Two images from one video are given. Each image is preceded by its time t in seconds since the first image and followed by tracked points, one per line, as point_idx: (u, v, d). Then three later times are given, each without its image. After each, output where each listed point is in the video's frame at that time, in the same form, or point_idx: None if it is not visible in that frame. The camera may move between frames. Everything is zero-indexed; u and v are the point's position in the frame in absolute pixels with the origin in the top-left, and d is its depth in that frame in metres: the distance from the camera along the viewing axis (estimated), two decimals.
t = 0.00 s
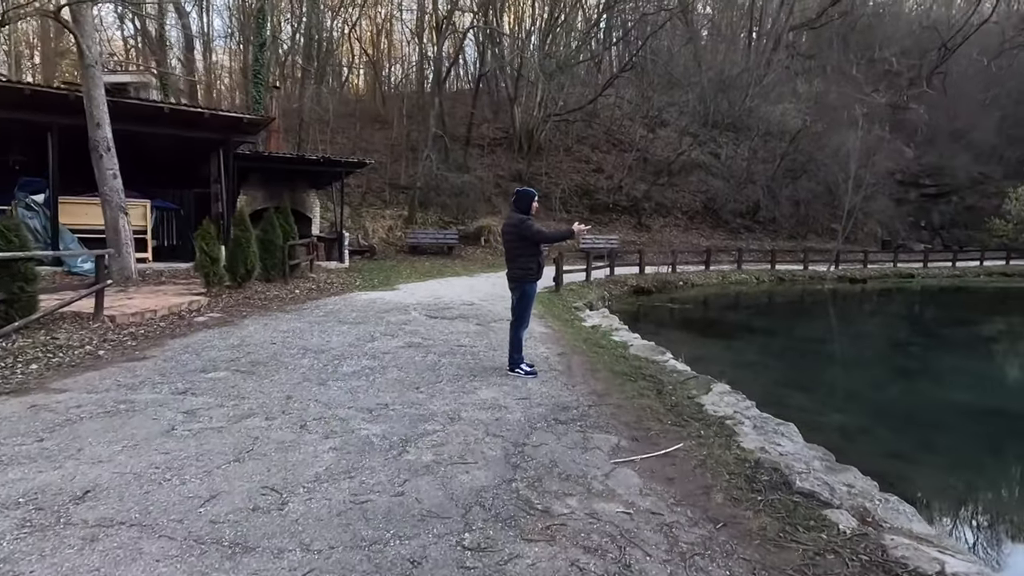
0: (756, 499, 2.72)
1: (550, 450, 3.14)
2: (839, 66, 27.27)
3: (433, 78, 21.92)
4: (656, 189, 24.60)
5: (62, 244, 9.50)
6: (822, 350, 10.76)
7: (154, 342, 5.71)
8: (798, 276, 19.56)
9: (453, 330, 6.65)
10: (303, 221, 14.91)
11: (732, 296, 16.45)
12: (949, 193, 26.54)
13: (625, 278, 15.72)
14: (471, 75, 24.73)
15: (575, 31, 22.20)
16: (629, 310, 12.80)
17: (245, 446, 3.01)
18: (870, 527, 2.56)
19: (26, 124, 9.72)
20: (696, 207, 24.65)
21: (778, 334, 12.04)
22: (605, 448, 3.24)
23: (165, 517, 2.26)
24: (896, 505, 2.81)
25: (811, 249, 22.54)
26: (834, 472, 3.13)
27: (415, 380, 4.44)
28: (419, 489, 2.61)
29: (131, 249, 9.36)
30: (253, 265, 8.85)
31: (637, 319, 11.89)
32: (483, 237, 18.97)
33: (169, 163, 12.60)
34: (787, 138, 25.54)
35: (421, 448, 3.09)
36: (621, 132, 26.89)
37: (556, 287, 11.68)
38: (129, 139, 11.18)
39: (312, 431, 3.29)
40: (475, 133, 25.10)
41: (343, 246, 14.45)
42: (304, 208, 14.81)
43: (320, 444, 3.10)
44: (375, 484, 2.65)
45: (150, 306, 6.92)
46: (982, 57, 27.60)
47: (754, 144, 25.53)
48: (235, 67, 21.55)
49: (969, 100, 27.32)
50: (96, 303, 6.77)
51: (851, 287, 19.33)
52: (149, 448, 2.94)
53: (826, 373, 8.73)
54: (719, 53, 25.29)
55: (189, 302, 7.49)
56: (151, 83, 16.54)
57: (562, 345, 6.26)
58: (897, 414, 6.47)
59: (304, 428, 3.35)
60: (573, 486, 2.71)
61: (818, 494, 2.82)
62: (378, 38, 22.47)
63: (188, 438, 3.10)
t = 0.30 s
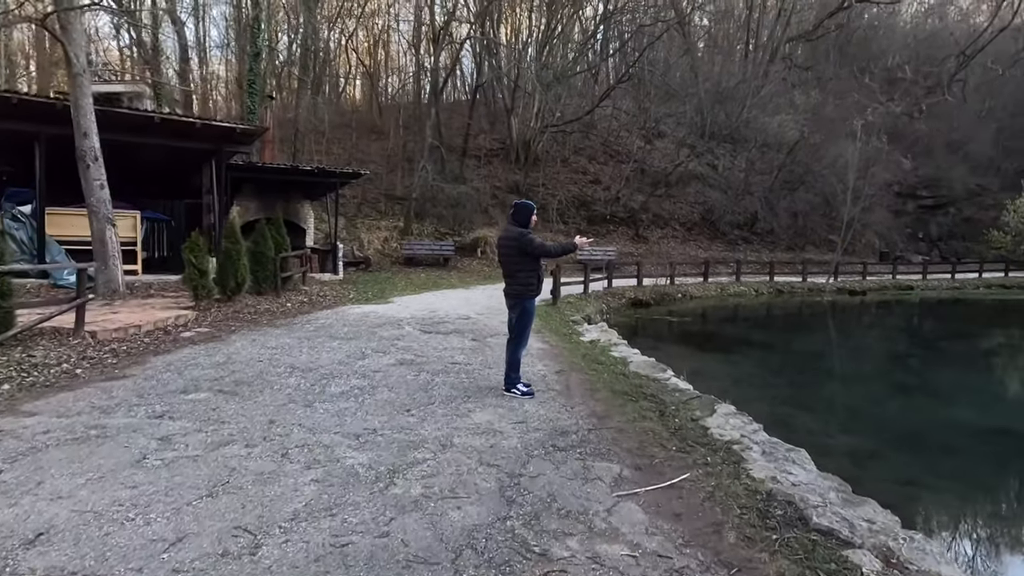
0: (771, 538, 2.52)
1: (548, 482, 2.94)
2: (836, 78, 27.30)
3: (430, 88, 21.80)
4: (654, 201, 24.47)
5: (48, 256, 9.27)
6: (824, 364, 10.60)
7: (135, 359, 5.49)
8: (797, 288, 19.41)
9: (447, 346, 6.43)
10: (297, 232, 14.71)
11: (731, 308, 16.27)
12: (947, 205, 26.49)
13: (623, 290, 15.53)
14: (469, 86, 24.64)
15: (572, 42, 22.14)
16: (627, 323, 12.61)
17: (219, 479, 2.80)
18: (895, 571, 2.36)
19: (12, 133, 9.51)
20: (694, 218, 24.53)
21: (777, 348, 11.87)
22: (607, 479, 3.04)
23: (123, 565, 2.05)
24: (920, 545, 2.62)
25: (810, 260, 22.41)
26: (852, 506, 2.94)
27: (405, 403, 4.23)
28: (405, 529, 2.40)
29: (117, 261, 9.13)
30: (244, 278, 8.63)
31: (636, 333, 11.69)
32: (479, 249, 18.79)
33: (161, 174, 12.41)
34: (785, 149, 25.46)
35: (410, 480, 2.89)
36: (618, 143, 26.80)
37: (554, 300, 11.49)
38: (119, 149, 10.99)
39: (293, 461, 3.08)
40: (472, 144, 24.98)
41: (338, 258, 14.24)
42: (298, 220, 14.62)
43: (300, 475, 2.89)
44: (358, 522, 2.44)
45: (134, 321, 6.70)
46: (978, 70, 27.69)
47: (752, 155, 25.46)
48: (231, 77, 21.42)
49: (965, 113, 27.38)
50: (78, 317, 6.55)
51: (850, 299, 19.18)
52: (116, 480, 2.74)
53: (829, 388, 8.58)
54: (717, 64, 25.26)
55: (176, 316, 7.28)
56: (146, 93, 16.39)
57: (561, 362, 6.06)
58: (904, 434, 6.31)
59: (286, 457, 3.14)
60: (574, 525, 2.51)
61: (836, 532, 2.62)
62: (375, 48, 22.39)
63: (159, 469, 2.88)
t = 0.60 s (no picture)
0: None
1: (546, 509, 2.71)
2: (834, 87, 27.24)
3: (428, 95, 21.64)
4: (653, 209, 24.30)
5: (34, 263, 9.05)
6: (827, 374, 10.40)
7: (114, 371, 5.26)
8: (797, 297, 19.21)
9: (440, 358, 6.20)
10: (291, 239, 14.51)
11: (731, 318, 16.06)
12: (946, 214, 26.37)
13: (622, 299, 15.31)
14: (466, 93, 24.53)
15: (570, 50, 22.05)
16: (625, 333, 12.39)
17: (184, 507, 2.56)
18: None
19: None
20: (693, 227, 24.36)
21: (778, 357, 11.65)
22: (609, 504, 2.82)
23: None
24: None
25: (810, 269, 22.22)
26: (873, 534, 2.73)
27: (394, 419, 4.00)
28: (388, 565, 2.17)
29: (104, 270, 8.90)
30: (233, 286, 8.41)
31: (634, 342, 11.48)
32: (476, 257, 18.57)
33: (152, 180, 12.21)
34: (784, 157, 25.34)
35: (395, 508, 2.65)
36: (616, 151, 26.66)
37: (551, 309, 11.27)
38: (110, 155, 10.80)
39: (268, 485, 2.85)
40: (469, 152, 24.83)
41: (332, 266, 14.01)
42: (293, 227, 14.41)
43: (276, 503, 2.66)
44: (335, 556, 2.22)
45: (117, 331, 6.46)
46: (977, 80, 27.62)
47: (750, 164, 25.34)
48: (228, 84, 21.27)
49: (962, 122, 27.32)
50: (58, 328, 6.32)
51: (851, 308, 18.98)
52: (69, 509, 2.49)
53: (835, 400, 8.39)
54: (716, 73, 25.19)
55: (162, 326, 7.05)
56: (139, 99, 16.22)
57: (558, 374, 5.83)
58: (915, 450, 6.08)
59: (261, 479, 2.91)
60: (572, 561, 2.28)
61: (859, 565, 2.40)
62: (372, 56, 22.28)
63: (119, 496, 2.64)
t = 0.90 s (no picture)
0: None
1: (545, 548, 2.48)
2: (830, 95, 27.22)
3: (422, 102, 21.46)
4: (649, 217, 24.11)
5: (15, 272, 8.74)
6: (828, 385, 10.21)
7: (88, 387, 5.00)
8: (795, 305, 19.05)
9: (433, 372, 5.96)
10: (282, 248, 14.26)
11: (729, 327, 15.87)
12: (941, 222, 26.30)
13: (619, 308, 15.11)
14: (462, 101, 24.37)
15: (565, 57, 21.93)
16: (623, 343, 12.16)
17: (144, 550, 2.32)
18: None
19: None
20: (690, 234, 24.18)
21: (778, 368, 11.44)
22: (613, 541, 2.59)
23: None
24: None
25: (808, 278, 22.05)
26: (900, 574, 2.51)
27: (382, 442, 3.76)
28: None
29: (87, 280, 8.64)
30: (220, 297, 8.16)
31: (632, 353, 11.26)
32: (471, 265, 18.34)
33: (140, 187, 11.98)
34: (781, 165, 25.22)
35: (378, 548, 2.42)
36: (612, 158, 26.51)
37: (547, 319, 11.05)
38: (96, 162, 10.57)
39: (240, 521, 2.60)
40: (464, 159, 24.64)
41: (324, 274, 13.77)
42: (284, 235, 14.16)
43: (247, 542, 2.41)
44: None
45: (95, 344, 6.20)
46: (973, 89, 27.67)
47: (746, 172, 25.23)
48: (220, 91, 21.05)
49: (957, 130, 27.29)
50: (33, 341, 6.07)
51: (849, 317, 18.81)
52: (14, 556, 2.24)
53: (837, 412, 8.21)
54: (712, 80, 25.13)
55: (143, 338, 6.80)
56: (130, 106, 15.99)
57: (555, 390, 5.59)
58: (927, 469, 5.88)
59: (233, 515, 2.66)
60: None
61: None
62: (367, 63, 22.12)
63: (72, 537, 2.39)
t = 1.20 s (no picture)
0: None
1: None
2: (823, 102, 27.24)
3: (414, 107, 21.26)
4: (643, 223, 23.97)
5: None
6: (827, 392, 10.04)
7: (61, 398, 4.75)
8: (790, 311, 18.91)
9: (425, 382, 5.71)
10: (271, 253, 13.98)
11: (724, 333, 15.69)
12: (934, 228, 26.28)
13: (614, 315, 14.92)
14: (454, 106, 24.20)
15: (558, 63, 21.79)
16: (618, 350, 11.95)
17: None
18: None
19: None
20: (683, 240, 24.06)
21: (775, 375, 11.25)
22: (620, 568, 2.37)
23: None
24: None
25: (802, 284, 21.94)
26: None
27: (369, 457, 3.53)
28: None
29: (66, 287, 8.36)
30: (204, 303, 7.90)
31: (628, 361, 11.05)
32: (463, 271, 18.11)
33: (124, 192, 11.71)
34: (775, 171, 25.16)
35: None
36: (605, 164, 26.38)
37: (542, 325, 10.82)
38: (79, 164, 10.31)
39: (210, 549, 2.36)
40: (457, 164, 24.45)
41: (314, 280, 13.50)
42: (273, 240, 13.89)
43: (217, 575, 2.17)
44: None
45: (71, 352, 5.94)
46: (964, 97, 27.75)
47: (740, 178, 25.17)
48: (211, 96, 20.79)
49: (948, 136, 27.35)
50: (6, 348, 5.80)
51: (843, 323, 18.70)
52: None
53: (838, 419, 8.02)
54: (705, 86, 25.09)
55: (123, 346, 6.54)
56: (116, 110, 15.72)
57: (552, 400, 5.36)
58: (940, 481, 5.65)
59: (202, 541, 2.42)
60: None
61: None
62: (359, 68, 21.93)
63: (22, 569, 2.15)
